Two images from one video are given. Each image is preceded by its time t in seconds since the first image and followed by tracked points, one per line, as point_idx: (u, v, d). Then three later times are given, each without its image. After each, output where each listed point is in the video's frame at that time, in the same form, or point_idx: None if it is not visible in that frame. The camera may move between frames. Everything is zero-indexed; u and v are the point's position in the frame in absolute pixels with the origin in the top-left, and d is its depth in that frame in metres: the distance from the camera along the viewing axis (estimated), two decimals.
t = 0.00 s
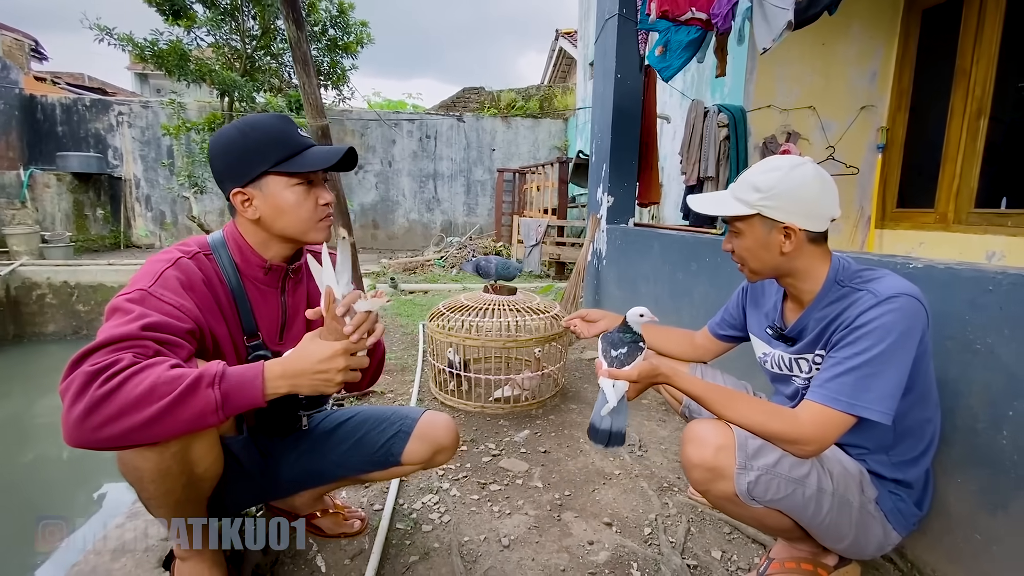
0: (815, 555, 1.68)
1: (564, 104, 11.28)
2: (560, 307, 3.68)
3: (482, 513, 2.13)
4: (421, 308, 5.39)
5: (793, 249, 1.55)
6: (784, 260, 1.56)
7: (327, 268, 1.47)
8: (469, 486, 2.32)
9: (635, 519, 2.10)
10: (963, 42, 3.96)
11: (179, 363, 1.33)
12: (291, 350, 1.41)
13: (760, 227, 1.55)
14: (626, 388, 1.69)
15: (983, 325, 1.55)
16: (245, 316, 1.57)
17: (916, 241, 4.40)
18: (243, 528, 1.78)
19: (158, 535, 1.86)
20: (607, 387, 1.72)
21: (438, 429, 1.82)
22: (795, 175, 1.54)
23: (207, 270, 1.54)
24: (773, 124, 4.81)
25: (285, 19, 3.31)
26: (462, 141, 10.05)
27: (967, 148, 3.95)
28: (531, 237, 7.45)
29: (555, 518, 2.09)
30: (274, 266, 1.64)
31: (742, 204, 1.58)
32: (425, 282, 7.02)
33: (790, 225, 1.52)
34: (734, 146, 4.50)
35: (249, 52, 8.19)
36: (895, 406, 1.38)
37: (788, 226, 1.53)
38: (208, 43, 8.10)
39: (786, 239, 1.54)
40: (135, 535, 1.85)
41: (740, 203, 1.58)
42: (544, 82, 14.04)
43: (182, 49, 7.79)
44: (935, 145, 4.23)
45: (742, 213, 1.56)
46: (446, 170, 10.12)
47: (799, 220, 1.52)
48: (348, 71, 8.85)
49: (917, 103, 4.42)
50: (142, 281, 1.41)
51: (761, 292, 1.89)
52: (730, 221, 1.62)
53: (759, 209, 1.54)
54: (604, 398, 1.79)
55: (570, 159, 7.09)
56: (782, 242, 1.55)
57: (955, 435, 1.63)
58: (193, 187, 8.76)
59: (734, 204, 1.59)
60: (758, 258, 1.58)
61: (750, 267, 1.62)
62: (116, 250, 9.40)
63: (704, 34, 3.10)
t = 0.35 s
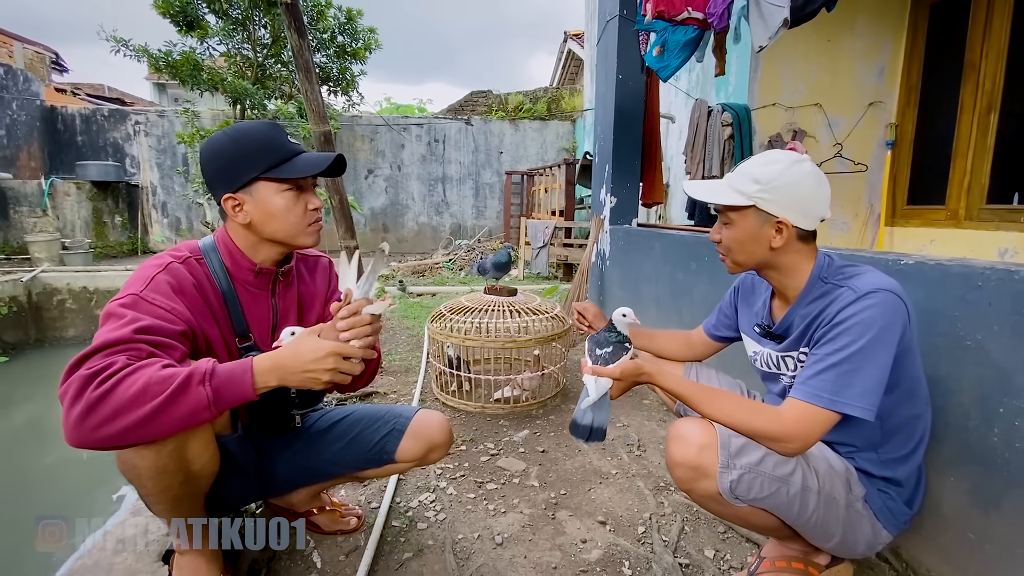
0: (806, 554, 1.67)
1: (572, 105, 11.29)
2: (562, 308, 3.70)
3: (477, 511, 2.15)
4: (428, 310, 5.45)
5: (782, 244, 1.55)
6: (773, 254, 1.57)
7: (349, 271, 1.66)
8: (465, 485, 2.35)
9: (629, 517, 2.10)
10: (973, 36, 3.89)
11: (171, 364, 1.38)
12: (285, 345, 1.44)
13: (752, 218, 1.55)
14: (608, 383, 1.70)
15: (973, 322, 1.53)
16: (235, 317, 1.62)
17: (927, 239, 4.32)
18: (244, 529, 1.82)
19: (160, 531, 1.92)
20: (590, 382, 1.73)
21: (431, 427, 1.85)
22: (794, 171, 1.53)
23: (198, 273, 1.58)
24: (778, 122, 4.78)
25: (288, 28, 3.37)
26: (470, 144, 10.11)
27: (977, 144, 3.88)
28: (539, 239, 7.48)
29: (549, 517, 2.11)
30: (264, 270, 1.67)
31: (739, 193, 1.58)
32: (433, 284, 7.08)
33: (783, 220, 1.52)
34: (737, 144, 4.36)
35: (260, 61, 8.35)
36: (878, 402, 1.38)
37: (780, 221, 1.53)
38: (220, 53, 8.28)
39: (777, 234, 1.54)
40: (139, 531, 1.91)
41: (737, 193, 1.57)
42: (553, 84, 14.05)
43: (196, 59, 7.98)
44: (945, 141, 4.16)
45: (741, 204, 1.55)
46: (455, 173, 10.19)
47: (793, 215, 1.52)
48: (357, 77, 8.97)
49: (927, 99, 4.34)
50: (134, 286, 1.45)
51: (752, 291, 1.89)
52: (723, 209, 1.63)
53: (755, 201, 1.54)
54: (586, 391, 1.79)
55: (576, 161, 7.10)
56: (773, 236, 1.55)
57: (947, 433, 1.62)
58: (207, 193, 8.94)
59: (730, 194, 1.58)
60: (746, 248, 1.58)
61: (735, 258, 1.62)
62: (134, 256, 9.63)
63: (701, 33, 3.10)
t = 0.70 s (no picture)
0: (799, 557, 1.67)
1: (580, 108, 11.29)
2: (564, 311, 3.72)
3: (475, 513, 2.18)
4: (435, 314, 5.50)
5: (789, 236, 1.56)
6: (775, 247, 1.57)
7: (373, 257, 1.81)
8: (464, 487, 2.37)
9: (625, 520, 2.11)
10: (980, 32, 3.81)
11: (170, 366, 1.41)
12: (277, 329, 1.44)
13: (764, 207, 1.55)
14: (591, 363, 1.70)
15: (963, 325, 1.53)
16: (229, 322, 1.67)
17: (937, 239, 4.20)
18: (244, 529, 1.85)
19: (165, 531, 1.97)
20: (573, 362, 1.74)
21: (427, 431, 1.86)
22: (800, 169, 1.59)
23: (187, 281, 1.62)
24: (784, 122, 4.64)
25: (292, 38, 3.44)
26: (478, 148, 10.18)
27: (986, 142, 3.80)
28: (546, 242, 7.51)
29: (546, 519, 2.13)
30: (254, 275, 1.72)
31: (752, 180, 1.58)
32: (441, 288, 7.15)
33: (793, 211, 1.55)
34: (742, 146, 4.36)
35: (270, 69, 8.49)
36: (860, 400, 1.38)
37: (792, 212, 1.55)
38: (232, 62, 8.44)
39: (785, 226, 1.56)
40: (145, 531, 1.97)
41: (750, 180, 1.56)
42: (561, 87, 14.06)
43: (207, 68, 8.14)
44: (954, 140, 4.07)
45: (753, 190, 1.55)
46: (463, 177, 10.26)
47: (803, 208, 1.55)
48: (365, 83, 9.09)
49: (936, 97, 4.25)
50: (127, 298, 1.49)
51: (742, 292, 1.90)
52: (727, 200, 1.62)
53: (771, 189, 1.54)
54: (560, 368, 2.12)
55: (583, 164, 7.13)
56: (781, 228, 1.56)
57: (939, 435, 1.61)
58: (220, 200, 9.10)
59: (743, 181, 1.57)
60: (752, 237, 1.56)
61: (735, 249, 1.59)
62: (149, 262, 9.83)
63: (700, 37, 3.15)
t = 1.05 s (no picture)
0: (792, 561, 1.67)
1: (584, 111, 11.31)
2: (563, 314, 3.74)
3: (471, 515, 2.20)
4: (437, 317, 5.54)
5: (779, 236, 1.58)
6: (765, 246, 1.59)
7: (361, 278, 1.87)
8: (461, 490, 2.40)
9: (620, 523, 2.13)
10: (982, 33, 3.76)
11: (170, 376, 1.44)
12: (280, 342, 1.50)
13: (756, 206, 1.57)
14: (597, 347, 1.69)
15: (952, 328, 1.53)
16: (224, 331, 1.70)
17: (940, 241, 4.14)
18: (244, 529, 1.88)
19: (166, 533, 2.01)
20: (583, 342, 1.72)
21: (422, 431, 1.89)
22: (792, 173, 1.61)
23: (183, 291, 1.64)
24: (785, 125, 4.57)
25: (293, 46, 3.49)
26: (481, 152, 10.23)
27: (990, 143, 3.74)
28: (549, 245, 7.54)
29: (541, 522, 2.15)
30: (249, 283, 1.73)
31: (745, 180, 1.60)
32: (444, 291, 7.19)
33: (784, 211, 1.56)
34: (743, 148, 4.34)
35: (275, 75, 8.58)
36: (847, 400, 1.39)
37: (782, 212, 1.56)
38: (237, 68, 8.54)
39: (775, 226, 1.57)
40: (147, 531, 2.01)
41: (745, 179, 1.58)
42: (566, 90, 14.08)
43: (213, 75, 8.24)
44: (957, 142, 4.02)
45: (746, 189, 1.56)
46: (466, 181, 10.31)
47: (794, 209, 1.57)
48: (369, 88, 9.16)
49: (937, 98, 4.20)
50: (122, 308, 1.51)
51: (733, 295, 1.91)
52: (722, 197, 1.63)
53: (763, 188, 1.56)
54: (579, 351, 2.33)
55: (585, 167, 7.15)
56: (771, 228, 1.57)
57: (930, 438, 1.62)
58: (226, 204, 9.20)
59: (737, 180, 1.59)
60: (745, 237, 1.58)
61: (728, 247, 1.61)
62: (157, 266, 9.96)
63: (696, 41, 3.19)
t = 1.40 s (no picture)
0: (785, 562, 1.69)
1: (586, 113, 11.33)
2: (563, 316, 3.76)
3: (470, 516, 2.23)
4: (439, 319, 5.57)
5: (766, 238, 1.60)
6: (753, 248, 1.62)
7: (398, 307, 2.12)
8: (461, 490, 2.42)
9: (617, 524, 2.15)
10: (984, 36, 3.77)
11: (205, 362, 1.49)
12: (313, 324, 1.57)
13: (740, 207, 1.61)
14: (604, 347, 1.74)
15: (945, 333, 1.55)
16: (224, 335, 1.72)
17: (941, 243, 4.15)
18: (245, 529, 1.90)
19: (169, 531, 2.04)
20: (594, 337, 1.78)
21: (421, 438, 1.91)
22: (781, 175, 1.62)
23: (183, 295, 1.67)
24: (786, 128, 4.50)
25: (297, 51, 3.53)
26: (484, 154, 10.27)
27: (991, 146, 3.74)
28: (551, 246, 7.57)
29: (539, 522, 2.17)
30: (246, 287, 1.76)
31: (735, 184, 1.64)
32: (446, 292, 7.22)
33: (769, 212, 1.58)
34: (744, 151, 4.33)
35: (279, 77, 8.64)
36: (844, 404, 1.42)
37: (768, 214, 1.58)
38: (242, 71, 8.61)
39: (761, 227, 1.60)
40: (151, 530, 2.04)
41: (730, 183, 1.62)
42: (569, 92, 14.11)
43: (218, 78, 8.30)
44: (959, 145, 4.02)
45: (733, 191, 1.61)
46: (469, 182, 10.35)
47: (780, 211, 1.58)
48: (372, 90, 9.21)
49: (938, 102, 4.19)
50: (130, 308, 1.54)
51: (731, 298, 1.93)
52: (713, 201, 1.68)
53: (750, 191, 1.60)
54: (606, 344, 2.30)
55: (587, 169, 7.18)
56: (757, 229, 1.60)
57: (922, 441, 1.63)
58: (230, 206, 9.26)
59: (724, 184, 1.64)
60: (732, 239, 1.62)
61: (716, 250, 1.65)
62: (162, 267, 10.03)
63: (696, 46, 3.22)
